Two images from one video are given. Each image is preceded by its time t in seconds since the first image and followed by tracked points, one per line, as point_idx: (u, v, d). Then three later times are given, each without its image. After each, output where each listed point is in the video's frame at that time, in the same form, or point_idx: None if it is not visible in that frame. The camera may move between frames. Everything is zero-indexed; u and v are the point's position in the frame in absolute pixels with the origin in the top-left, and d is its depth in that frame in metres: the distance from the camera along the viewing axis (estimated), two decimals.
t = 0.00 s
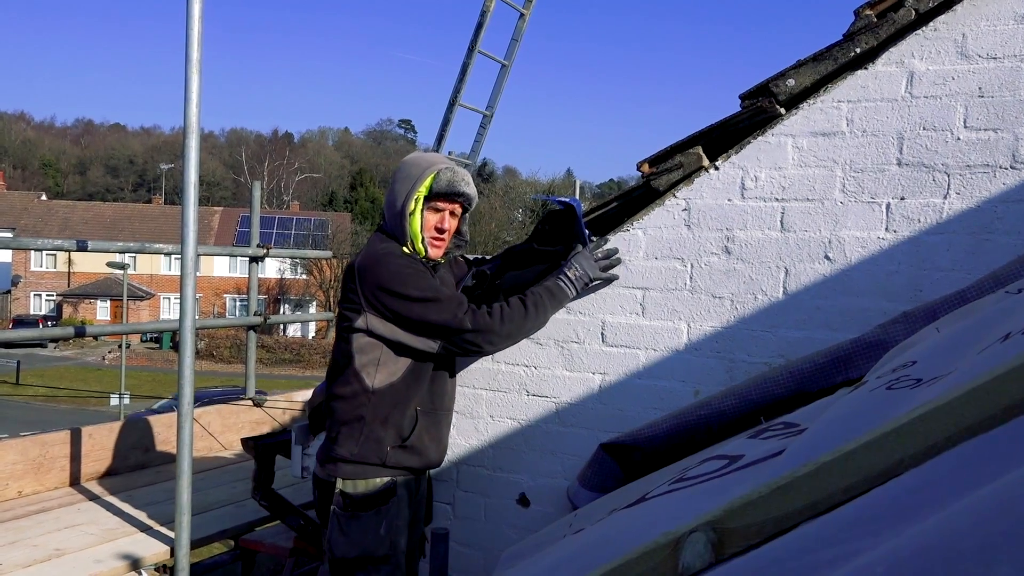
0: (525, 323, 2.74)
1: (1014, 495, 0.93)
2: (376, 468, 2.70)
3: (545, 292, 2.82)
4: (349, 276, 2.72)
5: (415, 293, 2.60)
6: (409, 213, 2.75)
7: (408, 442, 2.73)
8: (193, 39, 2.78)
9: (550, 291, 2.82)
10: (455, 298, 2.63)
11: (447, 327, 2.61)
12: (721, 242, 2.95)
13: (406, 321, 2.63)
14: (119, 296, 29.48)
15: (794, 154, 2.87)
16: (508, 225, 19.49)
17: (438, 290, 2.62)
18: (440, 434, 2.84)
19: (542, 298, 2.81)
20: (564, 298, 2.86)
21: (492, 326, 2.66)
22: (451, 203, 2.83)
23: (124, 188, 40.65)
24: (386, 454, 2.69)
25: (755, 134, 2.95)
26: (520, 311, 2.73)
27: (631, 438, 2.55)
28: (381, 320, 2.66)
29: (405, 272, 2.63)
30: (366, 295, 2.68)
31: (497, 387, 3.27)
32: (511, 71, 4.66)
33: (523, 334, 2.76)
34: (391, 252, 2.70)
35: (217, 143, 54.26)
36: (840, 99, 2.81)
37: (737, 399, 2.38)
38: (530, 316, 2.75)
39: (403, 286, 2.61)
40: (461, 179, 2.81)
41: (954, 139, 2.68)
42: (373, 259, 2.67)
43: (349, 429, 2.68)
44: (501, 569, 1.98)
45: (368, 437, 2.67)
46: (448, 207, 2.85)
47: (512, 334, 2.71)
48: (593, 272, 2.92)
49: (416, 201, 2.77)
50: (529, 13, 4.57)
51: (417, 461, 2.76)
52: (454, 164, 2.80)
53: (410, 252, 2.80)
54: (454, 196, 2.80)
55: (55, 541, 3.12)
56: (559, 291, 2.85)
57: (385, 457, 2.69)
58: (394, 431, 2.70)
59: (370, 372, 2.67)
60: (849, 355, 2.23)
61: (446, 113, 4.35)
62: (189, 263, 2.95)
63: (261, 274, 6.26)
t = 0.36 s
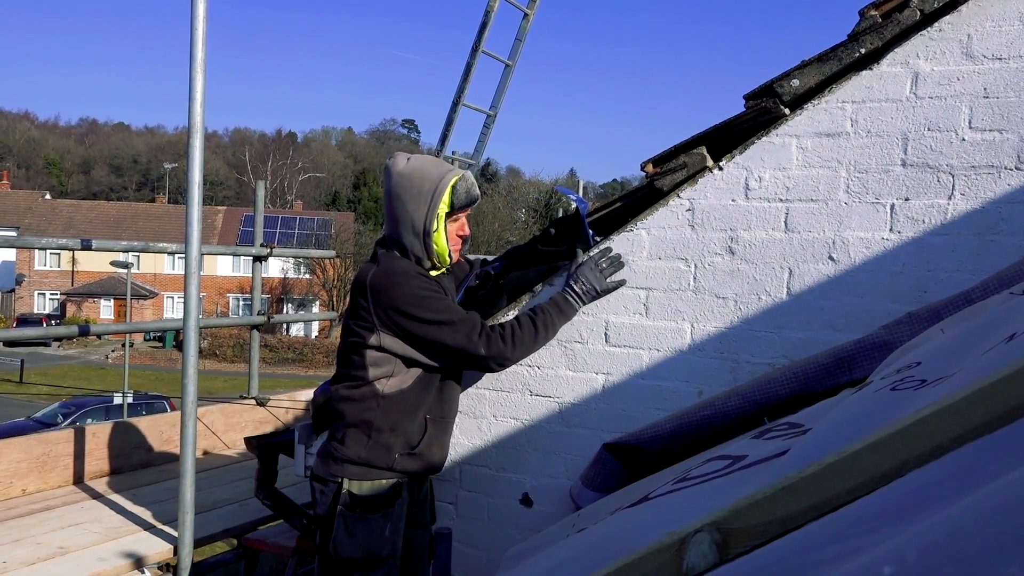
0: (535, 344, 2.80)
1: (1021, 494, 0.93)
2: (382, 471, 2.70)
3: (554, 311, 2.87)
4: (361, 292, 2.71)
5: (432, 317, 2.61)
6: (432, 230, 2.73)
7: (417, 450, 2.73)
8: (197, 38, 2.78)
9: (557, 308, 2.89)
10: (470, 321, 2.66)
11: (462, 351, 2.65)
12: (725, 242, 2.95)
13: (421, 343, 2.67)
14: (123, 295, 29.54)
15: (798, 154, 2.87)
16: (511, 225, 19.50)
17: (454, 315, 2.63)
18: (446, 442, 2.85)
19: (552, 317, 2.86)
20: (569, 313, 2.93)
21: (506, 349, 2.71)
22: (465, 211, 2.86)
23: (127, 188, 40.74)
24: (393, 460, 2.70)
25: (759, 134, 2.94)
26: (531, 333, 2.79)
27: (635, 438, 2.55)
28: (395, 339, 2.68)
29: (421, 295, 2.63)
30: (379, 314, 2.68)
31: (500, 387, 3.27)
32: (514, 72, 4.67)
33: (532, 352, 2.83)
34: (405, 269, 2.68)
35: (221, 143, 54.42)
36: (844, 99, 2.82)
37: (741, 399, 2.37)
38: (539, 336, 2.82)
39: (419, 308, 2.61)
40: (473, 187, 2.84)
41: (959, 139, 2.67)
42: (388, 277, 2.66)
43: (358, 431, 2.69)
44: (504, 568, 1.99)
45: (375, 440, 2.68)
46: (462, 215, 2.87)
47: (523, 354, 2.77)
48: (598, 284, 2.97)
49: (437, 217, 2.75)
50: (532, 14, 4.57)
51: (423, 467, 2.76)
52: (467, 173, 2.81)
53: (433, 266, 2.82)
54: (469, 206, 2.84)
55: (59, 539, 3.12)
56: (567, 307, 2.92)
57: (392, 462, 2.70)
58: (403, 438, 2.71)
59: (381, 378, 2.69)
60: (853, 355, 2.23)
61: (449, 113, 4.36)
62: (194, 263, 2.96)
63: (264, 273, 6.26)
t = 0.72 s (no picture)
0: (527, 336, 2.75)
1: None
2: (380, 472, 2.70)
3: (548, 306, 2.82)
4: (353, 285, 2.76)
5: (415, 307, 2.61)
6: (411, 220, 2.76)
7: (413, 450, 2.73)
8: (200, 38, 2.79)
9: (550, 301, 2.81)
10: (455, 311, 2.64)
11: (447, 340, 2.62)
12: (728, 243, 2.95)
13: (408, 334, 2.66)
14: (125, 295, 29.58)
15: (800, 155, 2.87)
16: (513, 225, 19.49)
17: (438, 304, 2.62)
18: (443, 442, 2.84)
19: (545, 310, 2.81)
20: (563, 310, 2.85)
21: (494, 340, 2.68)
22: (455, 209, 2.85)
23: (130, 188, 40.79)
24: (390, 461, 2.70)
25: (762, 134, 2.95)
26: (521, 326, 2.74)
27: (637, 438, 2.54)
28: (385, 333, 2.70)
29: (406, 284, 2.64)
30: (369, 307, 2.72)
31: (503, 387, 3.27)
32: (517, 72, 4.67)
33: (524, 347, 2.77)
34: (394, 262, 2.71)
35: (223, 143, 54.45)
36: (846, 100, 2.82)
37: (743, 400, 2.37)
38: (530, 329, 2.77)
39: (405, 297, 2.62)
40: (463, 183, 2.82)
41: (961, 140, 2.67)
42: (377, 269, 2.69)
43: (354, 432, 2.70)
44: (505, 568, 1.99)
45: (371, 440, 2.68)
46: (450, 213, 2.86)
47: (513, 347, 2.72)
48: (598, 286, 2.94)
49: (418, 207, 2.77)
50: (535, 14, 4.58)
51: (421, 467, 2.76)
52: (457, 169, 2.83)
53: (416, 261, 2.80)
54: (456, 202, 2.82)
55: (61, 539, 3.13)
56: (563, 301, 2.85)
57: (389, 462, 2.70)
58: (399, 438, 2.70)
59: (376, 377, 2.70)
60: (855, 356, 2.23)
61: (452, 113, 4.36)
62: (196, 263, 2.96)
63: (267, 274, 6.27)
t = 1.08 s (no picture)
0: (513, 340, 2.63)
1: None
2: (375, 472, 2.71)
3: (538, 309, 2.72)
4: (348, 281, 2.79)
5: (402, 304, 2.61)
6: (407, 220, 2.77)
7: (408, 450, 2.72)
8: (202, 39, 2.79)
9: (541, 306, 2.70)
10: (440, 309, 2.61)
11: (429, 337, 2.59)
12: (730, 243, 2.95)
13: (394, 331, 2.66)
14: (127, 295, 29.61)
15: (803, 155, 2.86)
16: (515, 225, 19.49)
17: (423, 301, 2.61)
18: (440, 442, 2.83)
19: (532, 315, 2.69)
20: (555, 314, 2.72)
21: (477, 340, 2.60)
22: (451, 213, 2.87)
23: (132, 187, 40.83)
24: (385, 460, 2.70)
25: (765, 134, 2.95)
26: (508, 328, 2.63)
27: (639, 439, 2.54)
28: (376, 330, 2.71)
29: (394, 281, 2.65)
30: (361, 305, 2.73)
31: (505, 387, 3.27)
32: (519, 72, 4.68)
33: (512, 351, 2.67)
34: (387, 260, 2.73)
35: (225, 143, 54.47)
36: (849, 100, 2.81)
37: (745, 400, 2.37)
38: (518, 332, 2.65)
39: (391, 294, 2.63)
40: (461, 188, 2.85)
41: (964, 140, 2.66)
42: (369, 266, 2.71)
43: (348, 432, 2.71)
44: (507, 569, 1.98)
45: (366, 440, 2.69)
46: (446, 216, 2.88)
47: (498, 350, 2.63)
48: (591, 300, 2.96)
49: (414, 208, 2.79)
50: (537, 14, 4.58)
51: (417, 468, 2.75)
52: (456, 172, 2.84)
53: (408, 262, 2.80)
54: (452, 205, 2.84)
55: (64, 539, 3.13)
56: (551, 308, 2.73)
57: (384, 462, 2.70)
58: (393, 438, 2.70)
59: (370, 378, 2.70)
60: (858, 356, 2.23)
61: (454, 113, 4.36)
62: (198, 263, 2.96)
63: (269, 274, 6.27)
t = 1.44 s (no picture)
0: (501, 349, 2.60)
1: None
2: (380, 473, 2.71)
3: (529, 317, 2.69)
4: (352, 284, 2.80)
5: (400, 309, 2.60)
6: (435, 230, 2.74)
7: (412, 451, 2.73)
8: (205, 39, 2.79)
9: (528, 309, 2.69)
10: (434, 318, 2.59)
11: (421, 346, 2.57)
12: (732, 243, 2.94)
13: (390, 338, 2.65)
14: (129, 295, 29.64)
15: (805, 155, 2.86)
16: (517, 226, 19.48)
17: (419, 309, 2.60)
18: (444, 442, 2.84)
19: (523, 320, 2.68)
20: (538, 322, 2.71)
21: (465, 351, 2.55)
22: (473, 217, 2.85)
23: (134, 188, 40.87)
24: (391, 461, 2.70)
25: (767, 134, 2.94)
26: (499, 338, 2.59)
27: (642, 439, 2.54)
28: (375, 335, 2.71)
29: (392, 287, 2.64)
30: (363, 308, 2.74)
31: (507, 387, 3.28)
32: (521, 72, 4.68)
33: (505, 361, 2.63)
34: (390, 264, 2.73)
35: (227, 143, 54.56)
36: (851, 100, 2.81)
37: (748, 400, 2.37)
38: (507, 340, 2.61)
39: (389, 301, 2.62)
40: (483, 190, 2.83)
41: (967, 140, 2.66)
42: (371, 271, 2.71)
43: (352, 434, 2.72)
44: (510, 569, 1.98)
45: (370, 441, 2.69)
46: (471, 219, 2.85)
47: (488, 361, 2.57)
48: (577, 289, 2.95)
49: (442, 217, 2.75)
50: (539, 15, 4.58)
51: (421, 468, 2.76)
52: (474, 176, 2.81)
53: (435, 268, 2.80)
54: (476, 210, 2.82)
55: (67, 539, 3.13)
56: (541, 308, 2.74)
57: (390, 462, 2.70)
58: (397, 440, 2.70)
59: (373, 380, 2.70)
60: (860, 356, 2.23)
61: (456, 114, 4.36)
62: (201, 262, 2.97)
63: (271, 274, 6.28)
